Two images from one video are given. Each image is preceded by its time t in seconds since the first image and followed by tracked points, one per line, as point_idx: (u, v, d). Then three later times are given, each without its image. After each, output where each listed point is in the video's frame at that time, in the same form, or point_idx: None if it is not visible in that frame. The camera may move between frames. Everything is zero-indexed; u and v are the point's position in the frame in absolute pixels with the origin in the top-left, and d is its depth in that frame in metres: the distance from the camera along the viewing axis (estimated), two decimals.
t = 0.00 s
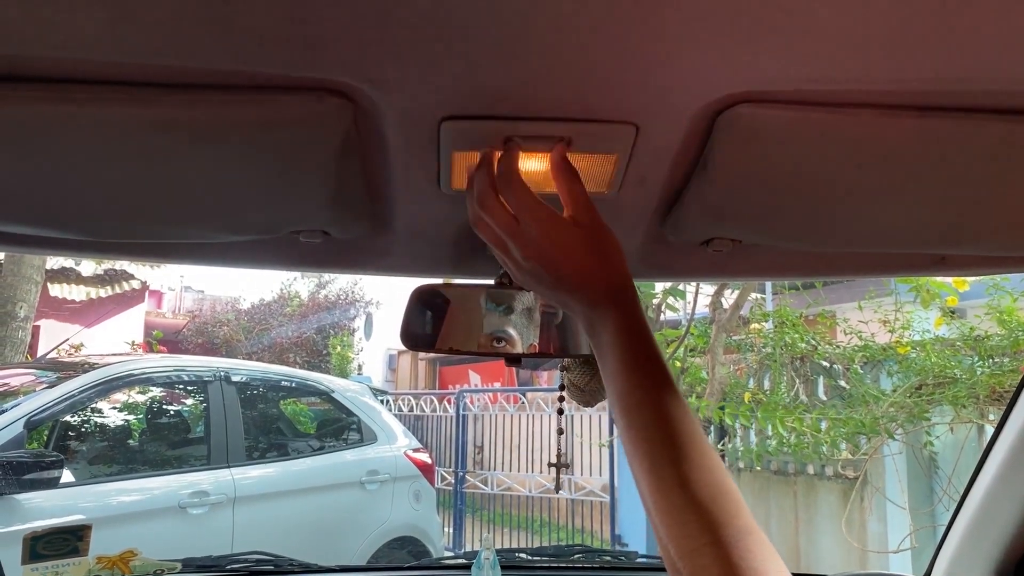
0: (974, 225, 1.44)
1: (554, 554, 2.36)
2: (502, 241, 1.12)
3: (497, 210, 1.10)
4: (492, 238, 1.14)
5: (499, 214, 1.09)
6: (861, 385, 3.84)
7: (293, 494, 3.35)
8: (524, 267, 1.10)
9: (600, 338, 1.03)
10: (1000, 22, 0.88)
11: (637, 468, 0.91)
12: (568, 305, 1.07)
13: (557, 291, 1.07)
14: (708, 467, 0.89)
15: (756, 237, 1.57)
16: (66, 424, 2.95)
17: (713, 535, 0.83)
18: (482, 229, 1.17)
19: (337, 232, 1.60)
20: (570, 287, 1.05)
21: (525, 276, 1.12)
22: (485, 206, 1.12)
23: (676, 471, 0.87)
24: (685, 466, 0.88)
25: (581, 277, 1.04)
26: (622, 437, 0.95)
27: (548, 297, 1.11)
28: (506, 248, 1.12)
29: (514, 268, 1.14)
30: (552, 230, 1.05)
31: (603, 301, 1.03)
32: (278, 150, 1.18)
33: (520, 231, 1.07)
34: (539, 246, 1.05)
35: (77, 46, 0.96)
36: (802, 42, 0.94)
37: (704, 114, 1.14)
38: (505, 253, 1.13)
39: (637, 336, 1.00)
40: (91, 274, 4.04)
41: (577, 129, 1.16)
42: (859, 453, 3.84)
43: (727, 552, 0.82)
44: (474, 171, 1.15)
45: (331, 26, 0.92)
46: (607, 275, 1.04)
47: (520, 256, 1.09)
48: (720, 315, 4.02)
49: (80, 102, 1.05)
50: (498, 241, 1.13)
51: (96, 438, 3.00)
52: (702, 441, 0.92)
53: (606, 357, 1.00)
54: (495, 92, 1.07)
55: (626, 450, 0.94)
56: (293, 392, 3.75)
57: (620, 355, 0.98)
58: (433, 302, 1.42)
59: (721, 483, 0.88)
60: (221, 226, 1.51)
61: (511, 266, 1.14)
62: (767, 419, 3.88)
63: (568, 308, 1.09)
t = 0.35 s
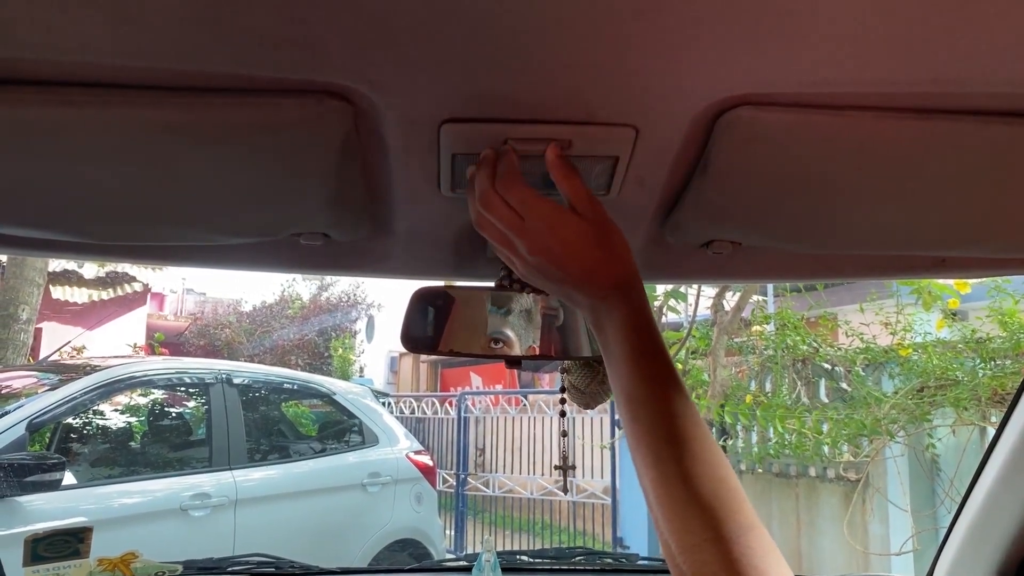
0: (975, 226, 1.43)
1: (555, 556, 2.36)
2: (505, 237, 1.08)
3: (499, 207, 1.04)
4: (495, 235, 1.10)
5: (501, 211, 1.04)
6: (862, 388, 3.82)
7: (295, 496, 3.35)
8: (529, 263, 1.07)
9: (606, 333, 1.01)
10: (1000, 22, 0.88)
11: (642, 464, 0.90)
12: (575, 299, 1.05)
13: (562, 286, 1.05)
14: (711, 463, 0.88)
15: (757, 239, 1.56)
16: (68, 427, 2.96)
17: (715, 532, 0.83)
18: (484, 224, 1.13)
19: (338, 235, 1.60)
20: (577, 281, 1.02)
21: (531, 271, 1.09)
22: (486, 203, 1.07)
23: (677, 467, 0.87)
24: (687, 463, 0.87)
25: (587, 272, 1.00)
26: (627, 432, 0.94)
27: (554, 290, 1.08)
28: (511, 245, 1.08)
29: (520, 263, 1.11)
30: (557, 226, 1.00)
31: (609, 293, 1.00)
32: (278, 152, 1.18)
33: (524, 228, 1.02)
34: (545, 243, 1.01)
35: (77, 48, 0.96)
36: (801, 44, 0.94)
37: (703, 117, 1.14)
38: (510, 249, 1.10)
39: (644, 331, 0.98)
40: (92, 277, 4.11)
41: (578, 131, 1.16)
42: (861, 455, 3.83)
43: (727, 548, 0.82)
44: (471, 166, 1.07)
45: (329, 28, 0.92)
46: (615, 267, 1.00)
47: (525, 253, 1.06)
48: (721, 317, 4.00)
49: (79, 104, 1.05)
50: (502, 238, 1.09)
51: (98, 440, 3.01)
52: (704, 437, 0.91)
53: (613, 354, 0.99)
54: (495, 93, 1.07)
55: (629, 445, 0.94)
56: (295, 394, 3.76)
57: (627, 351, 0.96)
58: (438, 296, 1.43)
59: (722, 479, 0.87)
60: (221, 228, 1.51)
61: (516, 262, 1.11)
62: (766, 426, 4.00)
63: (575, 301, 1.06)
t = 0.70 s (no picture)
0: (975, 226, 1.43)
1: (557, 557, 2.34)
2: (394, 256, 1.05)
3: (394, 224, 1.03)
4: (383, 252, 1.06)
5: (396, 228, 1.03)
6: (865, 389, 3.79)
7: (297, 497, 3.35)
8: (417, 285, 1.05)
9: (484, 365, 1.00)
10: (1000, 22, 0.88)
11: (529, 491, 0.90)
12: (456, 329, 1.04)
13: (449, 314, 1.04)
14: (598, 484, 0.90)
15: (758, 239, 1.57)
16: (71, 427, 2.96)
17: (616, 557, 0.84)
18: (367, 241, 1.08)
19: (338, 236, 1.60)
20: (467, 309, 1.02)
21: (415, 295, 1.07)
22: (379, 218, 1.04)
23: (573, 493, 0.88)
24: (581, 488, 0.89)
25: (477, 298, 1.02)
26: (509, 460, 0.93)
27: (433, 319, 1.07)
28: (400, 264, 1.05)
29: (403, 286, 1.08)
30: (460, 248, 1.02)
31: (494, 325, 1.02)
32: (278, 152, 1.18)
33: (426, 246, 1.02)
34: (446, 263, 1.02)
35: (79, 49, 0.96)
36: (800, 45, 0.95)
37: (703, 117, 1.14)
38: (397, 269, 1.07)
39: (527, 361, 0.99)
40: (94, 279, 4.14)
41: (578, 131, 1.16)
42: (864, 456, 3.82)
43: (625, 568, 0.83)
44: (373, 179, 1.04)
45: (330, 29, 0.92)
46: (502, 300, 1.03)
47: (416, 271, 1.04)
48: (723, 318, 3.95)
49: (80, 105, 1.05)
50: (389, 255, 1.06)
51: (101, 441, 3.01)
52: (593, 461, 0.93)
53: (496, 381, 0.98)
54: (494, 94, 1.07)
55: (513, 472, 0.93)
56: (298, 396, 3.73)
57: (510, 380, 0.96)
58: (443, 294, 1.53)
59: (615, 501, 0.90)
60: (222, 228, 1.51)
61: (401, 285, 1.08)
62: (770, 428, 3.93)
63: (454, 331, 1.05)
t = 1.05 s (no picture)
0: (976, 225, 1.43)
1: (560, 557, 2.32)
2: (359, 187, 1.05)
3: (374, 155, 1.04)
4: (349, 182, 1.05)
5: (373, 161, 1.04)
6: (869, 389, 3.76)
7: (302, 497, 3.35)
8: (373, 225, 1.05)
9: (426, 345, 1.00)
10: (999, 19, 0.88)
11: (473, 472, 0.95)
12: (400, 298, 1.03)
13: (400, 272, 1.04)
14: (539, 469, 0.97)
15: (758, 237, 1.56)
16: (75, 427, 2.98)
17: (555, 551, 0.91)
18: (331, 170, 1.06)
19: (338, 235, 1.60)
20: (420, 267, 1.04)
21: (366, 234, 1.05)
22: (360, 146, 1.04)
23: (515, 490, 0.94)
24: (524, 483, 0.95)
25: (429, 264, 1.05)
26: (445, 456, 0.97)
27: (378, 269, 1.04)
28: (364, 197, 1.05)
29: (354, 222, 1.05)
30: (426, 205, 1.08)
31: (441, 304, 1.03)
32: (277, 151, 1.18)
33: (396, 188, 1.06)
34: (410, 212, 1.06)
35: (77, 48, 0.96)
36: (799, 42, 0.94)
37: (702, 115, 1.14)
38: (357, 199, 1.05)
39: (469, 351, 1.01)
40: (97, 280, 4.20)
41: (577, 130, 1.16)
42: (868, 456, 3.78)
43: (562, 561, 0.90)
44: (351, 107, 1.04)
45: (326, 27, 0.92)
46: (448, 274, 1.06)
47: (377, 211, 1.05)
48: (726, 318, 3.94)
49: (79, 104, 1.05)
50: (355, 184, 1.05)
51: (106, 441, 3.03)
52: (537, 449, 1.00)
53: (436, 377, 0.99)
54: (493, 92, 1.07)
55: (449, 470, 0.97)
56: (300, 396, 3.73)
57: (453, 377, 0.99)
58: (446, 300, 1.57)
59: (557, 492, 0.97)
60: (223, 227, 1.52)
61: (352, 219, 1.05)
62: (773, 428, 3.92)
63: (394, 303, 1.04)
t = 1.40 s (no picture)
0: (995, 221, 1.41)
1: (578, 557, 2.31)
2: (352, 157, 1.04)
3: (371, 124, 1.04)
4: (343, 150, 1.04)
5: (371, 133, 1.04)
6: (891, 389, 3.75)
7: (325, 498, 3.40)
8: (363, 194, 1.03)
9: (409, 320, 0.95)
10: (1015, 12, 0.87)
11: (465, 461, 0.85)
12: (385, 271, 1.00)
13: (383, 245, 1.02)
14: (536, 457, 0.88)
15: (774, 236, 1.55)
16: (99, 427, 3.01)
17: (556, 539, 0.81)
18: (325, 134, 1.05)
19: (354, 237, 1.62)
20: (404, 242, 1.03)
21: (354, 202, 1.03)
22: (359, 117, 1.04)
23: (511, 476, 0.84)
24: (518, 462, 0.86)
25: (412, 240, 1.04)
26: (436, 441, 0.88)
27: (366, 236, 1.02)
28: (356, 166, 1.04)
29: (344, 190, 1.04)
30: (415, 181, 1.07)
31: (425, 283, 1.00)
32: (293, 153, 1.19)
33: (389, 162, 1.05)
34: (400, 186, 1.05)
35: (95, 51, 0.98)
36: (811, 39, 0.94)
37: (715, 113, 1.14)
38: (350, 169, 1.04)
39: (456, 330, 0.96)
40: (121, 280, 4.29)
41: (590, 129, 1.16)
42: (890, 457, 3.77)
43: (566, 545, 0.81)
44: (348, 83, 1.04)
45: (339, 30, 0.93)
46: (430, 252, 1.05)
47: (368, 181, 1.04)
48: (746, 318, 3.91)
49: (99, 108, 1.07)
50: (349, 153, 1.04)
51: (129, 441, 3.08)
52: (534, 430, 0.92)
53: (422, 354, 0.92)
54: (505, 92, 1.08)
55: (437, 455, 0.88)
56: (320, 396, 3.74)
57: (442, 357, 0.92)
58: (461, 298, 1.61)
59: (554, 473, 0.88)
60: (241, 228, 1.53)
61: (342, 187, 1.04)
62: (794, 428, 3.90)
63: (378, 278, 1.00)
